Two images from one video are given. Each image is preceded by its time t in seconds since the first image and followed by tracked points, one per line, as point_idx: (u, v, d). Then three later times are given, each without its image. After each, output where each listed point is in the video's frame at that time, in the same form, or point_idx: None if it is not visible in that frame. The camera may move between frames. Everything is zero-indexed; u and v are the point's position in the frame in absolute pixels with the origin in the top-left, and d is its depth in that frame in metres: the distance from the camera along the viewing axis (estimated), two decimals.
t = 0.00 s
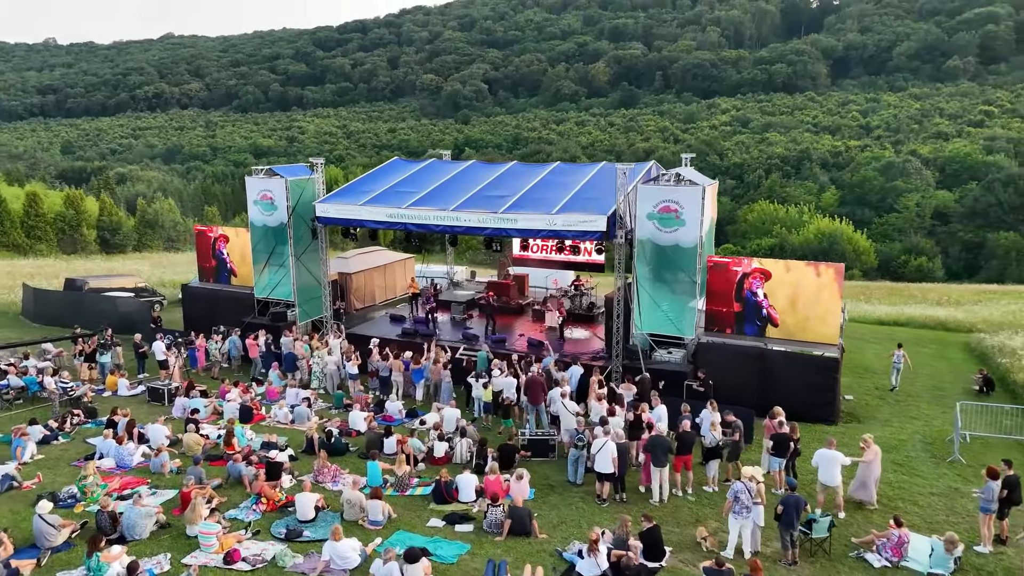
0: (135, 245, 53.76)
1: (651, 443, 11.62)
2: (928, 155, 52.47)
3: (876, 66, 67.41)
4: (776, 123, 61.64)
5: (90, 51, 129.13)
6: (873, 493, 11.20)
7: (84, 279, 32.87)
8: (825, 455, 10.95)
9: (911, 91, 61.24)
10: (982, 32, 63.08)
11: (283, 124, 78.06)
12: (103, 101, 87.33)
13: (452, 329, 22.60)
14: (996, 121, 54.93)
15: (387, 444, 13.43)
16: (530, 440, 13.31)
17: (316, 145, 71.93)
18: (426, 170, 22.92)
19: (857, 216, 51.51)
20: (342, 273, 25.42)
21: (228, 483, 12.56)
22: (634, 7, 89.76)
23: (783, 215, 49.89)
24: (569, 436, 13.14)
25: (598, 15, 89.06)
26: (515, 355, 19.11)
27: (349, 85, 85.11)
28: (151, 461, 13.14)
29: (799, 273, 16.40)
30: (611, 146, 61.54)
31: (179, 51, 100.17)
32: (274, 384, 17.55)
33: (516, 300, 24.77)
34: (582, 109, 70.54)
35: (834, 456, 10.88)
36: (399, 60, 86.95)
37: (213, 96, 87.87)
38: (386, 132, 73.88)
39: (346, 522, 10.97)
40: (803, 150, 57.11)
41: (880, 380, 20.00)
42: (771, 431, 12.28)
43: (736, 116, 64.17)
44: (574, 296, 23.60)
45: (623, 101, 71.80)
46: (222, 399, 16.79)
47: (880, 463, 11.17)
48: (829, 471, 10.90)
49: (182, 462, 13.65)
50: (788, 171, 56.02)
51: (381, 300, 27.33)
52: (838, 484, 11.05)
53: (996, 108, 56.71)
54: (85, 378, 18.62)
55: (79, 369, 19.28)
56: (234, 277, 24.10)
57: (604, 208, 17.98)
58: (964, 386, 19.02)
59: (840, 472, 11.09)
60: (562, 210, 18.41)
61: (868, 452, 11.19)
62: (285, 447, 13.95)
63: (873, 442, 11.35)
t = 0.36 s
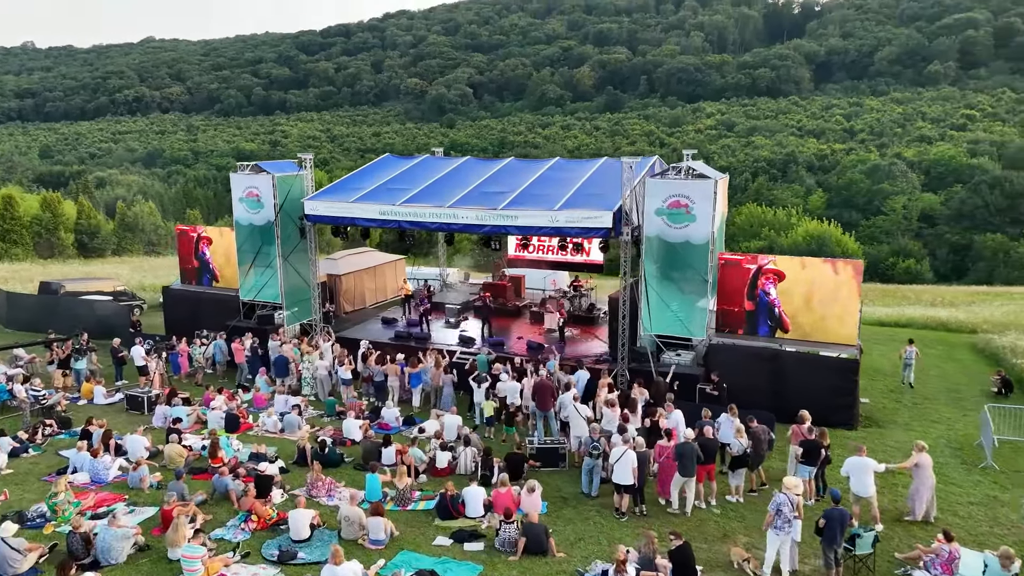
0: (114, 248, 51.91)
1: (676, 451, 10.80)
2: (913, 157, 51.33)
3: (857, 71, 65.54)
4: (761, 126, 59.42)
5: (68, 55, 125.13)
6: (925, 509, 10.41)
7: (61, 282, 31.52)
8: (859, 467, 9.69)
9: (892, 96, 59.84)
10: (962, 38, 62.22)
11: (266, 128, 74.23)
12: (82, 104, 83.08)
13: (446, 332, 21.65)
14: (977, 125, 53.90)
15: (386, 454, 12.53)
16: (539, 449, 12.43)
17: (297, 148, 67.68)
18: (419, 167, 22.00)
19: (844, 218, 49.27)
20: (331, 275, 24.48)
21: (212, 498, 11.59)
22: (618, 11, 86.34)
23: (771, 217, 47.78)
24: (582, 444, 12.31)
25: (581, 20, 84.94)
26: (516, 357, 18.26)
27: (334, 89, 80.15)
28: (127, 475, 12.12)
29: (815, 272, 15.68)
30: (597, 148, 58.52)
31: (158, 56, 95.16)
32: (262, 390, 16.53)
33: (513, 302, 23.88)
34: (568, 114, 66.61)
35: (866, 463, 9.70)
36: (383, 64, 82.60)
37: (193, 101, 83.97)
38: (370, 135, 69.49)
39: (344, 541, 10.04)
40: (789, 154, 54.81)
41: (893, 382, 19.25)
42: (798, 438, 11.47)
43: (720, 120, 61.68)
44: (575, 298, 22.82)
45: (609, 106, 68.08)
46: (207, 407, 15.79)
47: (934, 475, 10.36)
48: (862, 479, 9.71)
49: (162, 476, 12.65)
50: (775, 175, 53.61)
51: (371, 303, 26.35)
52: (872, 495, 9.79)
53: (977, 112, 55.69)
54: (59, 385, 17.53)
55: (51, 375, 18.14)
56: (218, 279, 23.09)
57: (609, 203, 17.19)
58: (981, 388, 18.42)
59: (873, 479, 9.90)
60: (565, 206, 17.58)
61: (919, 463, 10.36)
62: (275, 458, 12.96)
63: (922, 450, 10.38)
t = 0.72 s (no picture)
0: (90, 252, 49.81)
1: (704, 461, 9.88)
2: (897, 160, 48.81)
3: (838, 77, 62.15)
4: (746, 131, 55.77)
5: (44, 59, 120.55)
6: (980, 520, 9.74)
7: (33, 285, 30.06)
8: (916, 478, 8.94)
9: (874, 100, 57.17)
10: (941, 42, 59.42)
11: (247, 133, 68.09)
12: (57, 109, 77.98)
13: (440, 336, 20.62)
14: (957, 129, 51.74)
15: (386, 466, 11.52)
16: (551, 459, 11.46)
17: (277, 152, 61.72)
18: (413, 161, 21.01)
19: (829, 222, 47.12)
20: (319, 276, 23.34)
21: (194, 518, 10.54)
22: (601, 15, 80.43)
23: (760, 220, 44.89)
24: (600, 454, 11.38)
25: (564, 25, 78.32)
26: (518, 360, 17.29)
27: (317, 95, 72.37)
28: (100, 492, 11.02)
29: (831, 270, 14.72)
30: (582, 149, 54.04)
31: (138, 57, 88.92)
32: (247, 398, 15.40)
33: (509, 304, 22.90)
34: (552, 118, 61.10)
35: (922, 475, 8.95)
36: (366, 69, 74.42)
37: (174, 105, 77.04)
38: (353, 140, 62.53)
39: (343, 565, 9.03)
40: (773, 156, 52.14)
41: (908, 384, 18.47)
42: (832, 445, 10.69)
43: (704, 124, 57.81)
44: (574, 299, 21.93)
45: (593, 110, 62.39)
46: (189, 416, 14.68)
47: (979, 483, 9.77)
48: (917, 492, 8.94)
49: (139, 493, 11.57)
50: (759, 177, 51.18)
51: (360, 306, 25.24)
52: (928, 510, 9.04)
53: (957, 115, 53.52)
54: (28, 393, 16.33)
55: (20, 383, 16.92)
56: (204, 285, 22.09)
57: (616, 197, 16.33)
58: (1001, 390, 17.73)
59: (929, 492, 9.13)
60: (569, 200, 16.70)
61: (966, 472, 9.71)
62: (263, 472, 11.87)
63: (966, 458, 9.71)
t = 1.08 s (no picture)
0: (63, 257, 47.51)
1: (738, 474, 8.82)
2: (878, 164, 46.94)
3: (817, 83, 59.26)
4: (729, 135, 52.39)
5: (16, 63, 116.19)
6: None
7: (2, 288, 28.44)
8: (985, 483, 8.37)
9: (851, 105, 54.54)
10: (916, 49, 56.67)
11: (225, 138, 64.18)
12: (29, 114, 74.09)
13: (436, 338, 19.56)
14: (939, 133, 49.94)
15: (386, 480, 10.41)
16: (569, 472, 10.40)
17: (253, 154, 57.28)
18: (406, 154, 19.94)
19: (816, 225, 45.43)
20: (305, 278, 22.16)
21: (173, 543, 9.38)
22: (580, 21, 76.21)
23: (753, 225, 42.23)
24: (624, 465, 10.36)
25: (545, 31, 74.29)
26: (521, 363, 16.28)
27: (294, 98, 68.21)
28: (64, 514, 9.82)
29: (857, 264, 13.86)
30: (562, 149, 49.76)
31: (113, 60, 84.10)
32: (230, 407, 14.21)
33: (506, 305, 21.88)
34: (535, 122, 57.01)
35: (991, 483, 8.32)
36: (345, 74, 70.39)
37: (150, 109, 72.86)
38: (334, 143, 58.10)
39: None
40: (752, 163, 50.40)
41: (926, 383, 17.71)
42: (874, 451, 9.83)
43: (684, 130, 53.43)
44: (575, 299, 20.98)
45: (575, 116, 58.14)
46: (166, 426, 13.46)
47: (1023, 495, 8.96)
48: (988, 502, 8.35)
49: (110, 514, 10.37)
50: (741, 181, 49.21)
51: (348, 308, 24.08)
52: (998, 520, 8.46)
53: (934, 121, 51.35)
54: None
55: None
56: (182, 286, 20.80)
57: (625, 188, 15.36)
58: None
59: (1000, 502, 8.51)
60: (575, 192, 15.70)
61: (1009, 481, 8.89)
62: (248, 488, 10.66)
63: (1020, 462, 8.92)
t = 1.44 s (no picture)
0: (38, 261, 44.54)
1: (780, 484, 7.94)
2: (863, 166, 45.26)
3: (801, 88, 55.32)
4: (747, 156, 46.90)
5: None
6: None
7: None
8: None
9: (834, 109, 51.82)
10: (895, 54, 53.94)
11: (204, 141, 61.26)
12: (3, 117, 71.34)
13: (433, 339, 18.64)
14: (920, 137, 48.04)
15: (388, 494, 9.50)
16: (589, 483, 9.56)
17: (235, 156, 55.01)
18: (401, 148, 19.05)
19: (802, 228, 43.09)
20: (293, 278, 21.19)
21: (152, 567, 8.40)
22: (564, 26, 71.24)
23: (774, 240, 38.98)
24: (650, 474, 9.53)
25: (529, 35, 69.86)
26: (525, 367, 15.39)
27: (277, 103, 64.14)
28: (31, 535, 8.85)
29: (882, 258, 13.17)
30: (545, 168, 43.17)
31: (91, 64, 79.21)
32: (216, 414, 13.22)
33: (504, 306, 21.02)
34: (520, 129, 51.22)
35: None
36: (328, 78, 65.55)
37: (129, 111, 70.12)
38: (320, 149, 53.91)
39: None
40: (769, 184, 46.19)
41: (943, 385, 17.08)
42: (921, 456, 9.04)
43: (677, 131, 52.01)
44: (576, 299, 20.19)
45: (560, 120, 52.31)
46: (145, 436, 12.45)
47: None
48: None
49: (83, 535, 9.39)
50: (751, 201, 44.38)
51: (338, 311, 23.08)
52: None
53: (916, 124, 49.28)
54: None
55: None
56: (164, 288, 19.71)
57: (636, 180, 14.57)
58: None
59: None
60: (582, 184, 14.89)
61: None
62: (236, 504, 9.70)
63: None
